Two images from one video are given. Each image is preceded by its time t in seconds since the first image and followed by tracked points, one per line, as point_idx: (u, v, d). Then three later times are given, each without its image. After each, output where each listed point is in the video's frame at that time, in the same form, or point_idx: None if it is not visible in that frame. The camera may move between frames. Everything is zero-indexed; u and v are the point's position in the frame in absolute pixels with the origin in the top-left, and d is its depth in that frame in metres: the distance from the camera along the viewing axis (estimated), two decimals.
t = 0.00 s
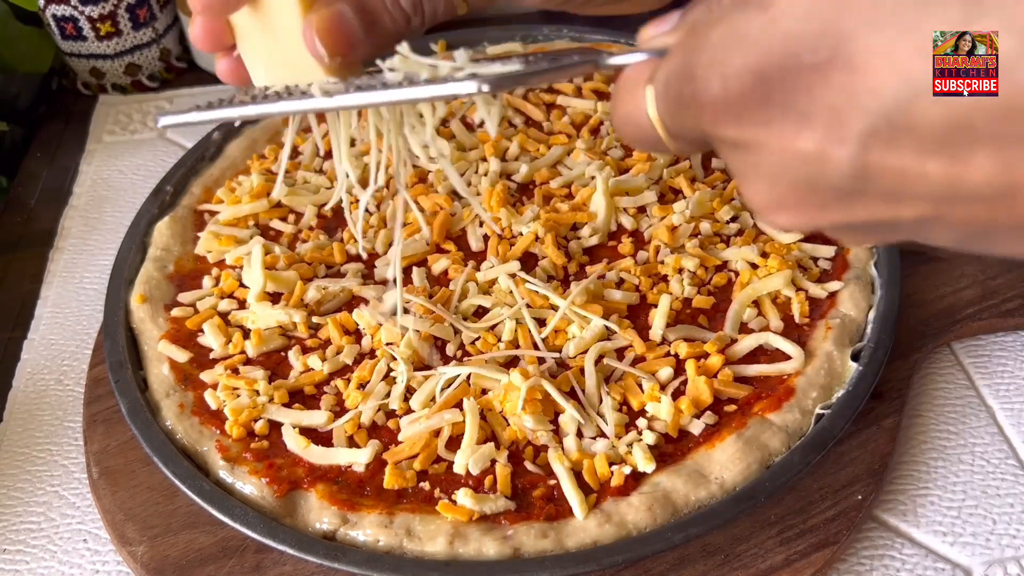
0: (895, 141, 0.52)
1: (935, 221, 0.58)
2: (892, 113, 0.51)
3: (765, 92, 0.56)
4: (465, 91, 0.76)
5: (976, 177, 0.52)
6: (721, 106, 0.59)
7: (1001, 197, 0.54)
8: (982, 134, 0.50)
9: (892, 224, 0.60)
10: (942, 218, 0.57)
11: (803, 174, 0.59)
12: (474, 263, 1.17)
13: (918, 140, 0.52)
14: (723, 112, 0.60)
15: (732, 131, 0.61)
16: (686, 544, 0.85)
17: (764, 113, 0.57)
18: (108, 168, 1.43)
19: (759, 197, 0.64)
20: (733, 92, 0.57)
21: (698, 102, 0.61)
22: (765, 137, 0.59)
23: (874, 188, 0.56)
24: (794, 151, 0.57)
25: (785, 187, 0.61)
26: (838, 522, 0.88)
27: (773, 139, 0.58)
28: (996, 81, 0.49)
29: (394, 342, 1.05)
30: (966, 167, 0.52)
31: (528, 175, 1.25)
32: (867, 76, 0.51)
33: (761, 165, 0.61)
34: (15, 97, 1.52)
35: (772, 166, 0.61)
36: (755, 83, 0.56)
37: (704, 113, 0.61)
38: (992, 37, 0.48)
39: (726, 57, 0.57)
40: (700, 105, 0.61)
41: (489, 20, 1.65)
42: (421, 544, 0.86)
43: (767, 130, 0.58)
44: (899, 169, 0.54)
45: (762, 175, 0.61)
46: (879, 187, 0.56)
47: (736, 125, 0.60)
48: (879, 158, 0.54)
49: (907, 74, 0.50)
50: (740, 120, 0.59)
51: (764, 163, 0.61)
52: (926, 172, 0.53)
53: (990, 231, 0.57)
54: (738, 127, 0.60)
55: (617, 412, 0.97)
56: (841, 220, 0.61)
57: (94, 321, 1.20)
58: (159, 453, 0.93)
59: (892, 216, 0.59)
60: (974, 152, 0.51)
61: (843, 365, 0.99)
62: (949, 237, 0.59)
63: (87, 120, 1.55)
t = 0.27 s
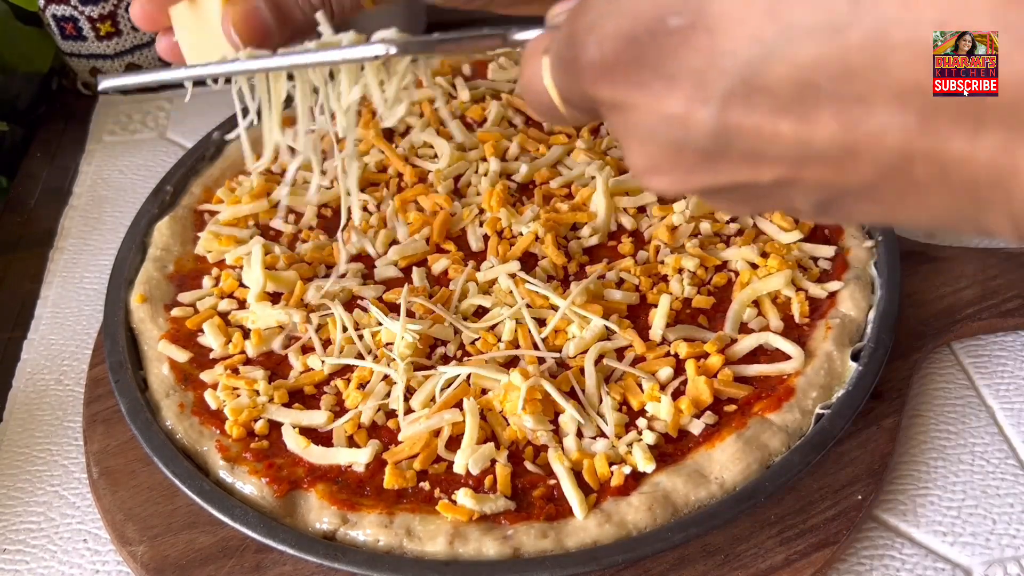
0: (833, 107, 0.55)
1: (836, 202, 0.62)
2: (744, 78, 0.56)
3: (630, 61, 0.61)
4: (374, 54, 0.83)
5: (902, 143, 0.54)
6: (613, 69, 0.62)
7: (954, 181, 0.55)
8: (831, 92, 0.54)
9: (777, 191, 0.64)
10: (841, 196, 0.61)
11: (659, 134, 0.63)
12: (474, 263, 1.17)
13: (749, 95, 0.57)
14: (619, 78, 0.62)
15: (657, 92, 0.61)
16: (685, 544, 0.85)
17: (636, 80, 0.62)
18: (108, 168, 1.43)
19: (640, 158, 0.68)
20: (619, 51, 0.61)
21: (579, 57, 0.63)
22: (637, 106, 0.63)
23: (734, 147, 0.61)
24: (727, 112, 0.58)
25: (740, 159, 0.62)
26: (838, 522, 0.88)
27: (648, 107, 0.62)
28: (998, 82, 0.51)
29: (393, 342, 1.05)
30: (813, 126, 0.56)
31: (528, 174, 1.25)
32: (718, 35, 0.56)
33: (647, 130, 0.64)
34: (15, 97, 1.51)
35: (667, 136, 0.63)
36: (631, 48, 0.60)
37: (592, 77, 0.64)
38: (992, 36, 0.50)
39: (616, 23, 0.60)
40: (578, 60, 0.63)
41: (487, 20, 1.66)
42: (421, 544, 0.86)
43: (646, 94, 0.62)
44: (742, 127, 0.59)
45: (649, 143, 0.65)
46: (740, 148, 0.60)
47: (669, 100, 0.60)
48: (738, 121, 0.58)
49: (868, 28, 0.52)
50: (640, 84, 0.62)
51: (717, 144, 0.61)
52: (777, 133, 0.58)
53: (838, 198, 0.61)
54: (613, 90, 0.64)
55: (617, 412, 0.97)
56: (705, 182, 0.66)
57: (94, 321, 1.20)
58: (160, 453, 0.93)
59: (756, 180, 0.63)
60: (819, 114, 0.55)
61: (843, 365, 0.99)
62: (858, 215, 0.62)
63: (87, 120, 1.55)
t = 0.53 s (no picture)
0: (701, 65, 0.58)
1: (717, 152, 0.64)
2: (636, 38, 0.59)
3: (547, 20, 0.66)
4: (329, 10, 0.92)
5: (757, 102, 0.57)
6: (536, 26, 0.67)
7: (807, 138, 0.57)
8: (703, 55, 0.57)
9: (670, 144, 0.67)
10: (718, 147, 0.63)
11: (564, 86, 0.68)
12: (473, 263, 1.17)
13: (637, 51, 0.60)
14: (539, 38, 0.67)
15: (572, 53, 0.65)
16: (685, 544, 0.85)
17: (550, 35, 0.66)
18: (108, 168, 1.44)
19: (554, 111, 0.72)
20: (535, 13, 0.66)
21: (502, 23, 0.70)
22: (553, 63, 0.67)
23: (629, 100, 0.64)
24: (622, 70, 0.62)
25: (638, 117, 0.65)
26: (838, 522, 0.88)
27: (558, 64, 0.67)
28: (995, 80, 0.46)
29: (393, 342, 1.05)
30: (691, 82, 0.59)
31: (528, 174, 1.25)
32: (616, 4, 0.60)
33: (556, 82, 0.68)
34: (15, 97, 1.53)
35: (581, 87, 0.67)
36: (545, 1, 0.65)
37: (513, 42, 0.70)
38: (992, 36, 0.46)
39: None
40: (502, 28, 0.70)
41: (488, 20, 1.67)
42: (421, 544, 0.86)
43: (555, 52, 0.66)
44: (636, 82, 0.62)
45: (559, 95, 0.69)
46: (635, 104, 0.64)
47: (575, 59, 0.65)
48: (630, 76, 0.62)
49: None
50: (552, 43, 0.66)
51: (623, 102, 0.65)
52: (662, 89, 0.61)
53: (719, 148, 0.64)
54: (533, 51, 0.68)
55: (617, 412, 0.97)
56: (609, 134, 0.69)
57: (94, 321, 1.20)
58: (159, 453, 0.93)
59: (648, 135, 0.67)
60: (692, 72, 0.58)
61: (843, 366, 0.99)
62: (734, 161, 0.64)
63: (87, 119, 1.55)
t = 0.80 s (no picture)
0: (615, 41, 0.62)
1: (643, 113, 0.69)
2: (559, 16, 0.64)
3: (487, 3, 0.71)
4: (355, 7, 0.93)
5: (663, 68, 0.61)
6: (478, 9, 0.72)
7: (710, 96, 0.61)
8: (614, 29, 0.61)
9: (601, 109, 0.72)
10: (641, 110, 0.69)
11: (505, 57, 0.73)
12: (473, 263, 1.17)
13: (562, 28, 0.65)
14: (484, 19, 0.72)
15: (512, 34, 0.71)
16: (685, 544, 0.85)
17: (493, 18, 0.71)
18: (108, 168, 1.44)
19: (502, 82, 0.78)
20: None
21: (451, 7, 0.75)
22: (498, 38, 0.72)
23: (560, 73, 0.70)
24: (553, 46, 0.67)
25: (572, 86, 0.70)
26: (838, 522, 0.88)
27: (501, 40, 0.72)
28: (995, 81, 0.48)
29: (393, 342, 1.05)
30: (607, 53, 0.63)
31: (528, 174, 1.25)
32: None
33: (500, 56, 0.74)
34: (15, 96, 1.53)
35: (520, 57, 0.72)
36: None
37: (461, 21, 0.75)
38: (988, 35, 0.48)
39: None
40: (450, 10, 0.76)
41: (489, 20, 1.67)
42: (421, 544, 0.86)
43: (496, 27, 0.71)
44: (565, 54, 0.67)
45: (506, 69, 0.75)
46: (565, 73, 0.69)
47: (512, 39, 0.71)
48: (560, 49, 0.67)
49: None
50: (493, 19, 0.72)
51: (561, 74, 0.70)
52: (583, 60, 0.66)
53: (640, 111, 0.69)
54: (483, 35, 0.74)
55: (617, 412, 0.97)
56: (552, 100, 0.74)
57: (94, 321, 1.20)
58: (160, 453, 0.93)
59: (581, 102, 0.72)
60: (607, 45, 0.63)
61: (843, 366, 0.99)
62: (661, 122, 0.69)
63: (86, 119, 1.55)
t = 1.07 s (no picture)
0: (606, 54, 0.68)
1: (628, 112, 0.77)
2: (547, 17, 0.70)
3: None
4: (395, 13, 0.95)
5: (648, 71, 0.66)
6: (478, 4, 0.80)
7: (687, 111, 0.65)
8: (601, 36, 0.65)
9: (587, 102, 0.82)
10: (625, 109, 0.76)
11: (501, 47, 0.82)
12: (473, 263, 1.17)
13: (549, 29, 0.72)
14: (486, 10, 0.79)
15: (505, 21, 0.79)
16: (685, 544, 0.85)
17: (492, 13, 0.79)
18: (109, 168, 1.44)
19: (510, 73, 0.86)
20: None
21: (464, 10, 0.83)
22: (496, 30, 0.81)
23: (551, 68, 0.77)
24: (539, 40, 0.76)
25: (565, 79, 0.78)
26: (838, 522, 0.88)
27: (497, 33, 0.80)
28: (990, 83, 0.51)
29: (393, 343, 1.05)
30: (589, 56, 0.70)
31: (528, 174, 1.25)
32: None
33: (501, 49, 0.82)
34: (15, 96, 1.52)
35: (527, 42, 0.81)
36: None
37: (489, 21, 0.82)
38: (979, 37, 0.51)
39: None
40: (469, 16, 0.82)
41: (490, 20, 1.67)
42: (421, 544, 0.86)
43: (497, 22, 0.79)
44: (551, 55, 0.75)
45: (505, 60, 0.83)
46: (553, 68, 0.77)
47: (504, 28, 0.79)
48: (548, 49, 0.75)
49: None
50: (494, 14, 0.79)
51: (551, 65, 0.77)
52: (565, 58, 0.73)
53: (628, 109, 0.75)
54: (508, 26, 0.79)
55: (617, 412, 0.97)
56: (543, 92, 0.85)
57: (94, 321, 1.20)
58: (160, 453, 0.93)
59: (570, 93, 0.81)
60: (590, 48, 0.68)
61: (843, 366, 0.99)
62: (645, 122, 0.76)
63: (86, 119, 1.55)
